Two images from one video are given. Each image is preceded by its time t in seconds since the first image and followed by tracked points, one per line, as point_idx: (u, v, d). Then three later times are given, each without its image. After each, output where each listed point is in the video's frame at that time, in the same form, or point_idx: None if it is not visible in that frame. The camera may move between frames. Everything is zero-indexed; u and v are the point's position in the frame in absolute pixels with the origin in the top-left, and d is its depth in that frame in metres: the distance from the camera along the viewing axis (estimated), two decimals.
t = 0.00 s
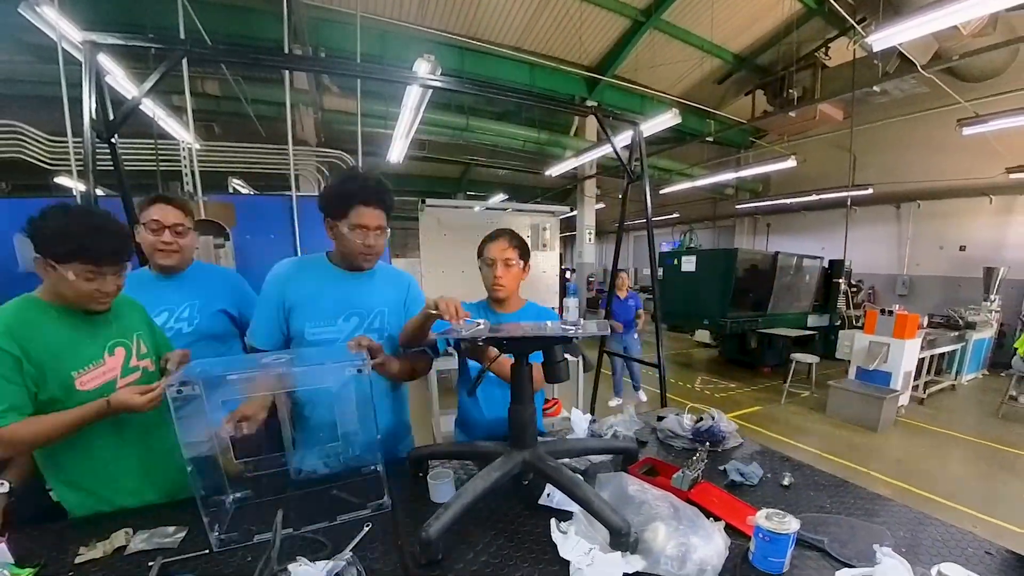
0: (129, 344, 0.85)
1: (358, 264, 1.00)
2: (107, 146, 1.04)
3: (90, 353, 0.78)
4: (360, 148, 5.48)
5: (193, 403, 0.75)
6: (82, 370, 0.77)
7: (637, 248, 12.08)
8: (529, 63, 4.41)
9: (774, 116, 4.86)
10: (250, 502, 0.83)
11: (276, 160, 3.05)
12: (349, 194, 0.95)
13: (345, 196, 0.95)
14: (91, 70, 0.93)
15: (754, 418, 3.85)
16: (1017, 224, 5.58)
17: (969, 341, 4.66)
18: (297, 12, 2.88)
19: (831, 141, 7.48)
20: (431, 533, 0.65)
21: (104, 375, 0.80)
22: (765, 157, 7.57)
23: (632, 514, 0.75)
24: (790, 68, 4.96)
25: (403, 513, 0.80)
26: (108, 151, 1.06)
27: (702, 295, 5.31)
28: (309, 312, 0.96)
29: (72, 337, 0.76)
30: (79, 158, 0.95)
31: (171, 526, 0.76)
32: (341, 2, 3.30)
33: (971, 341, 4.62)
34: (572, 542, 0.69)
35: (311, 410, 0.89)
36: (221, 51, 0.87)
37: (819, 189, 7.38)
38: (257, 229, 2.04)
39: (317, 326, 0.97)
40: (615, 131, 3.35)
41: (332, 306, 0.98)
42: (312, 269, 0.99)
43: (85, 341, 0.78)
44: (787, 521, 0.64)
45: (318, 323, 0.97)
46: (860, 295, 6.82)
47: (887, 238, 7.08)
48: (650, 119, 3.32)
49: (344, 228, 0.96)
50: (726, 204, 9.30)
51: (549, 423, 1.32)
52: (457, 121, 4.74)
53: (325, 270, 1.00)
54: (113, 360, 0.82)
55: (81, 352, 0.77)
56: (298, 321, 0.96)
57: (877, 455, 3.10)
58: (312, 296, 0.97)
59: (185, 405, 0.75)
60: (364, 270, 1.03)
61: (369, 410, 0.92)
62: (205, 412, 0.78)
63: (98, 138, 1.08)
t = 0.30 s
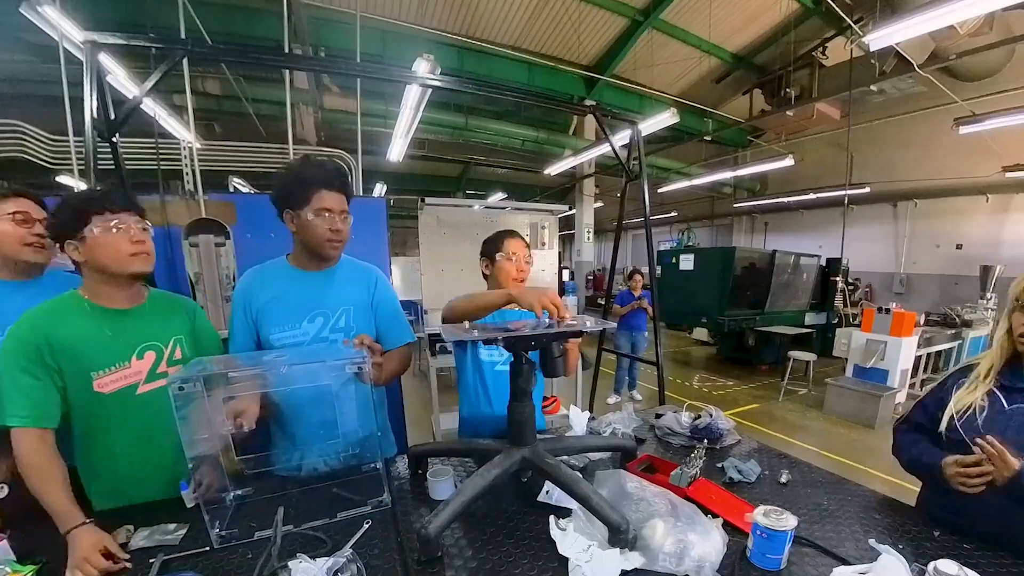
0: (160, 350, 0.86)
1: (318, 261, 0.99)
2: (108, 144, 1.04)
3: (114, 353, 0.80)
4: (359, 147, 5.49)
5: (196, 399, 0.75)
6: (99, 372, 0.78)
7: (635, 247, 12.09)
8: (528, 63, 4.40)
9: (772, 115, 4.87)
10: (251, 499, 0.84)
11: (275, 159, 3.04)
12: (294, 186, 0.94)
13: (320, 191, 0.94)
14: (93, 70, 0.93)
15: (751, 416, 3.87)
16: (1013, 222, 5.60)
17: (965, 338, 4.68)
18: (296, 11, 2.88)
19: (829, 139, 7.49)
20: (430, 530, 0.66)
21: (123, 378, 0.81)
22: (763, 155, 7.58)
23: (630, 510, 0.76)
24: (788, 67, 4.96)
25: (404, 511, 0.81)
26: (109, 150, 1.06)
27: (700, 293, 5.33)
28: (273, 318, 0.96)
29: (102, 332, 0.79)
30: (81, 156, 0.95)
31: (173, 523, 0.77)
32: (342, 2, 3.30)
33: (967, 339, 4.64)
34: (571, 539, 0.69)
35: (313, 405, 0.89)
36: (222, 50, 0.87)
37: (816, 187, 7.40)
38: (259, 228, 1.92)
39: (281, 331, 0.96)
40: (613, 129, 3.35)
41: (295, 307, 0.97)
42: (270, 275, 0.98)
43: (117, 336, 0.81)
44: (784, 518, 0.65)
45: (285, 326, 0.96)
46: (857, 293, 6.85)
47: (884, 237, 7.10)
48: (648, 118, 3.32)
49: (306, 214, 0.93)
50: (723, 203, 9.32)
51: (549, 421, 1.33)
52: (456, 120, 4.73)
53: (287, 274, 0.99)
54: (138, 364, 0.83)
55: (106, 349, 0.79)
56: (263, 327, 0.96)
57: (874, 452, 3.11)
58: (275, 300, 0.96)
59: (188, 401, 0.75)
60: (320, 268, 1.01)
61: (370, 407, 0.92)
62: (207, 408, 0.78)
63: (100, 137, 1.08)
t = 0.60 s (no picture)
0: (170, 352, 0.89)
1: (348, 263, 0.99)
2: (111, 143, 1.04)
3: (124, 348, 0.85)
4: (359, 147, 5.49)
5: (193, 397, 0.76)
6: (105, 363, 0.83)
7: (633, 245, 12.10)
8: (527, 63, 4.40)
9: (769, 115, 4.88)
10: (252, 495, 0.85)
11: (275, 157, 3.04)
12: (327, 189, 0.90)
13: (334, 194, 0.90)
14: (95, 69, 0.93)
15: (749, 413, 3.89)
16: (1010, 221, 5.62)
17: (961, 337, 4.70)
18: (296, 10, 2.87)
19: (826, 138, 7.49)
20: (429, 528, 0.66)
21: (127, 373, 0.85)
22: (761, 155, 7.60)
23: (628, 507, 0.77)
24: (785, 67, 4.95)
25: (404, 508, 0.81)
26: (111, 149, 1.06)
27: (698, 291, 5.33)
28: (302, 316, 0.97)
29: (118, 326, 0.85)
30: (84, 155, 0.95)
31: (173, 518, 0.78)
32: (342, 1, 3.30)
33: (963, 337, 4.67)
34: (569, 537, 0.70)
35: (312, 403, 0.89)
36: (224, 50, 0.87)
37: (814, 186, 7.41)
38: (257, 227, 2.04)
39: (310, 331, 0.97)
40: (611, 128, 3.34)
41: (330, 308, 0.99)
42: (301, 274, 1.00)
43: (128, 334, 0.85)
44: (781, 515, 0.66)
45: (318, 329, 0.98)
46: (854, 291, 6.87)
47: (880, 235, 7.11)
48: (647, 118, 3.32)
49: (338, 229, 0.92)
50: (722, 202, 9.32)
51: (548, 419, 1.34)
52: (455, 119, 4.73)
53: (316, 273, 1.00)
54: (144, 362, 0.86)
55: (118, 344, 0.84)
56: (288, 325, 0.97)
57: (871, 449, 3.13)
58: (309, 301, 0.98)
59: (184, 399, 0.76)
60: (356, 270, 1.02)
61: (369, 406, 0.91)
62: (206, 406, 0.79)
63: (101, 136, 1.07)
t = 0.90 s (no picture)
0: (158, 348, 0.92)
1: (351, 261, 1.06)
2: (111, 142, 1.03)
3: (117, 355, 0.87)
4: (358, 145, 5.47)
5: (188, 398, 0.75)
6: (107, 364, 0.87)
7: (632, 244, 12.11)
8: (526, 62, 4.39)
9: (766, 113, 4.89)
10: (252, 490, 0.85)
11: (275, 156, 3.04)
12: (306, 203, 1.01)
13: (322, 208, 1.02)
14: (96, 68, 0.93)
15: (747, 411, 3.90)
16: (1007, 219, 5.62)
17: (958, 334, 4.72)
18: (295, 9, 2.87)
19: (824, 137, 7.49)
20: (429, 525, 0.66)
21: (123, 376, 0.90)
22: (759, 153, 7.60)
23: (627, 505, 0.78)
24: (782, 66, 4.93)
25: (403, 505, 0.82)
26: (112, 148, 1.06)
27: (696, 290, 5.34)
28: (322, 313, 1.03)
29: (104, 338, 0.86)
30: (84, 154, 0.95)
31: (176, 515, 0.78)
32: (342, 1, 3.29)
33: (959, 335, 4.68)
34: (568, 534, 0.70)
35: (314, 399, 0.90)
36: (224, 50, 0.87)
37: (811, 185, 7.41)
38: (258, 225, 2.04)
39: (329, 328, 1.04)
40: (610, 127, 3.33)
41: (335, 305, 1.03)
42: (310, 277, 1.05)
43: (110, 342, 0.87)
44: (779, 512, 0.66)
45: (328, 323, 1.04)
46: (851, 289, 6.88)
47: (877, 234, 7.12)
48: (645, 116, 3.31)
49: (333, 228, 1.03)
50: (720, 201, 9.33)
51: (546, 417, 1.34)
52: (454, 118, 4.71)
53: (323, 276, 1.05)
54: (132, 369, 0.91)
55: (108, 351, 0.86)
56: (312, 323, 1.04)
57: (868, 446, 3.15)
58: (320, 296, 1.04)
59: (181, 404, 0.75)
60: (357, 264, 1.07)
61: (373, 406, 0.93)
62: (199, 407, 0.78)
63: (102, 135, 1.07)
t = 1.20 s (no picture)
0: (100, 348, 0.85)
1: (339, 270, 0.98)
2: (113, 142, 1.03)
3: (52, 350, 0.81)
4: (358, 144, 5.46)
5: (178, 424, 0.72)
6: (35, 367, 0.80)
7: (630, 242, 12.13)
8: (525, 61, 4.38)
9: (764, 112, 4.89)
10: (251, 488, 0.86)
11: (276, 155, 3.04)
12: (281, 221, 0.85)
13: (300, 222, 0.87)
14: (97, 68, 0.93)
15: (744, 408, 3.92)
16: (1003, 217, 5.65)
17: (954, 332, 4.74)
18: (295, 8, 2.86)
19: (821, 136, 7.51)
20: (429, 523, 0.67)
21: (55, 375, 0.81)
22: (755, 152, 7.62)
23: (625, 501, 0.78)
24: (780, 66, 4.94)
25: (404, 502, 0.82)
26: (114, 148, 1.06)
27: (694, 288, 5.36)
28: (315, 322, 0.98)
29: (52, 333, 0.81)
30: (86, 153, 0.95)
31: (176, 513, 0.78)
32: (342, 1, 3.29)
33: (955, 333, 4.70)
34: (567, 532, 0.71)
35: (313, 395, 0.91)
36: (225, 49, 0.87)
37: (808, 184, 7.42)
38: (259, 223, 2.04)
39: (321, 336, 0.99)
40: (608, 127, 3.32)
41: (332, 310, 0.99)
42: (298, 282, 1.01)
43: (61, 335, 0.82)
44: (776, 509, 0.67)
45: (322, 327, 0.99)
46: (848, 288, 6.90)
47: (874, 232, 7.14)
48: (644, 116, 3.31)
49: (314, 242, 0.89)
50: (717, 199, 9.35)
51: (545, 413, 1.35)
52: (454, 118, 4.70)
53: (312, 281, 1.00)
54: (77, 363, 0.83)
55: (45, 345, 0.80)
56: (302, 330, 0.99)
57: (865, 443, 3.16)
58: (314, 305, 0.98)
59: (167, 441, 0.72)
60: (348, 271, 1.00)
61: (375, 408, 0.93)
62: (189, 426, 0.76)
63: (104, 134, 1.07)
